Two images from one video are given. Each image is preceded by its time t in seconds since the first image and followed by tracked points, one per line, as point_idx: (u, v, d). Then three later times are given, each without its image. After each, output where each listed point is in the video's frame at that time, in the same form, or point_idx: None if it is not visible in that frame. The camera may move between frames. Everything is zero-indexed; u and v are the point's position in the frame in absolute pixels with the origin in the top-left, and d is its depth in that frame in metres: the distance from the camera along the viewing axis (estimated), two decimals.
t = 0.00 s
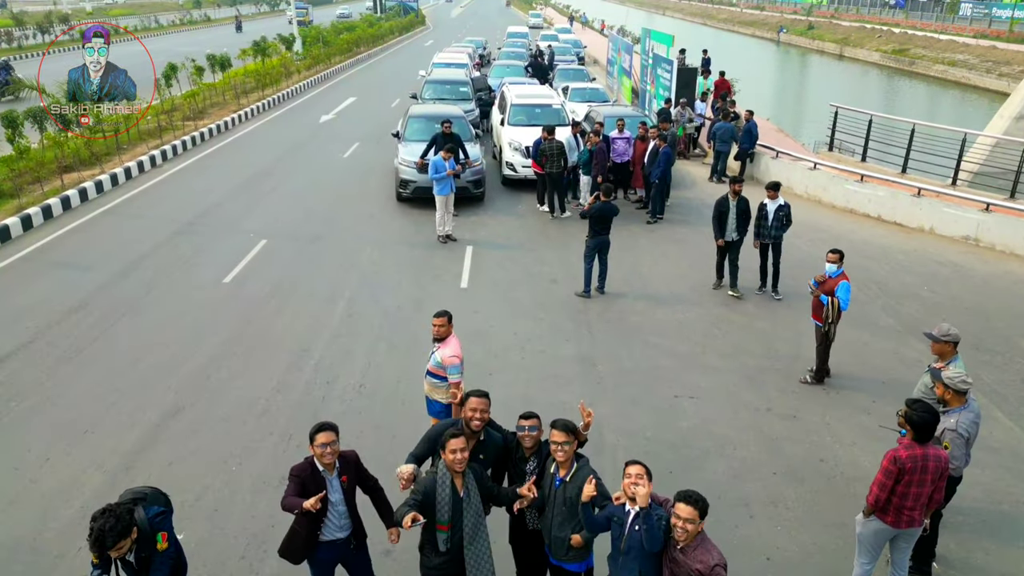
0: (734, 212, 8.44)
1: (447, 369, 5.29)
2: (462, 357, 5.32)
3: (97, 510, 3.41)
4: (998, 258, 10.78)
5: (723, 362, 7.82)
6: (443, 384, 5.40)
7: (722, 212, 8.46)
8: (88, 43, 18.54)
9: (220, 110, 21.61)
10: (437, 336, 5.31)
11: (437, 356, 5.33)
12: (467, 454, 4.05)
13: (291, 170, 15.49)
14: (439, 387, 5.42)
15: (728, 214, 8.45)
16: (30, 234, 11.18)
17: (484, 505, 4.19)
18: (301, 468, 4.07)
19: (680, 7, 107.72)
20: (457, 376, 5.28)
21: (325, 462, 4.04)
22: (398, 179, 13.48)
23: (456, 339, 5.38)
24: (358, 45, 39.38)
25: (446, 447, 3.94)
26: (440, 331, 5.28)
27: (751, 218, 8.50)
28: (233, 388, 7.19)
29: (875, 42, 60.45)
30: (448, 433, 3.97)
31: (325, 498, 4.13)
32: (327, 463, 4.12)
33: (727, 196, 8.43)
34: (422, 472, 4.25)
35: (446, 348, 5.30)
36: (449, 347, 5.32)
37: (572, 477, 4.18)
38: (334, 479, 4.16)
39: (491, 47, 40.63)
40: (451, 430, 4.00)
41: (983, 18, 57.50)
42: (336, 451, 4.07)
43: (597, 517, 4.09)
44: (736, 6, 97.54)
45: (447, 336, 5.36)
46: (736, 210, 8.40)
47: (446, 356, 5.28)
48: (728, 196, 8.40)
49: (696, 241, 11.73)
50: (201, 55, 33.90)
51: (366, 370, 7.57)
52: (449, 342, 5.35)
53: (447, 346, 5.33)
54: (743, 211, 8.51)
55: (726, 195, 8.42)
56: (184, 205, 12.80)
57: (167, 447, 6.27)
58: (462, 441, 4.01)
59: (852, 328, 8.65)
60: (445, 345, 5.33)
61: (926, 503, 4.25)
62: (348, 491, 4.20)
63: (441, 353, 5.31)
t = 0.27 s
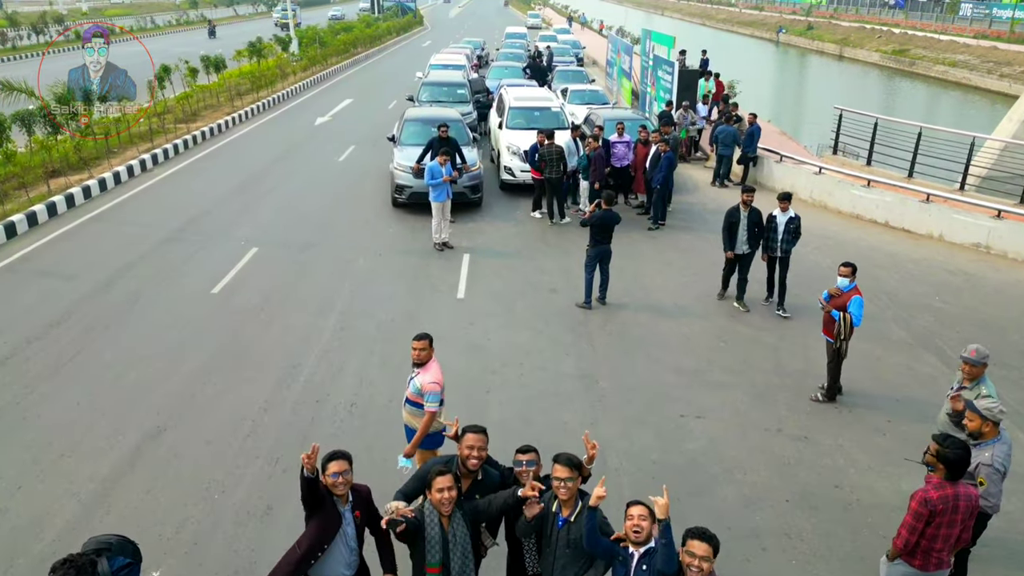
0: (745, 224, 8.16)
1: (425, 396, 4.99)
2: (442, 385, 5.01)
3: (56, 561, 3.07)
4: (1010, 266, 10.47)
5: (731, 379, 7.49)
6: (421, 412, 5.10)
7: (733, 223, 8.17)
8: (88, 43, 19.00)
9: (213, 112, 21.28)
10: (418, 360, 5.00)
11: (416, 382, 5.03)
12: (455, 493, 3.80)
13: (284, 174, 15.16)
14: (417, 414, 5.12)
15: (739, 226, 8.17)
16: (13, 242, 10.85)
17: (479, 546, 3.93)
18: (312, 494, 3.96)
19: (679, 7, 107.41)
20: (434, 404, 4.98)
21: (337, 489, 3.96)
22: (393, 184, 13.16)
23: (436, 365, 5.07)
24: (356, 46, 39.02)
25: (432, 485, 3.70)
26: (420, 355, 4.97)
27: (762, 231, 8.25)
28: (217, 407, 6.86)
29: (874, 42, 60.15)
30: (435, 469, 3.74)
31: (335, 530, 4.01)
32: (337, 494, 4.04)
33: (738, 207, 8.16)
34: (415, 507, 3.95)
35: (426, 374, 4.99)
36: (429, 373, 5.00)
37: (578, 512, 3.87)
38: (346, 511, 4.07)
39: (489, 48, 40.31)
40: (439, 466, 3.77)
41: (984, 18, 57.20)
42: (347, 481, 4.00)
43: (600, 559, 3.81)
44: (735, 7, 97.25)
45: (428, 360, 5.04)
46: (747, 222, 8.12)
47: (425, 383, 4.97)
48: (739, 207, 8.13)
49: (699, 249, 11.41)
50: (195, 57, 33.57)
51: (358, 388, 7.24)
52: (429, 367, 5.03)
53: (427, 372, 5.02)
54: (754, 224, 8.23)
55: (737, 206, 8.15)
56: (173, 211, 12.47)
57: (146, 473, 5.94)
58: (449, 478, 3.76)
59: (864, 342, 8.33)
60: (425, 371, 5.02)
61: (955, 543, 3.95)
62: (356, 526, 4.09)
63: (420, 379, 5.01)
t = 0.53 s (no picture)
0: (754, 235, 7.91)
1: (407, 424, 4.71)
2: (426, 411, 4.73)
3: None
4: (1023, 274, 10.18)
5: (738, 395, 7.19)
6: (404, 440, 4.82)
7: (742, 233, 7.93)
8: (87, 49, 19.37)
9: (207, 114, 20.97)
10: (398, 386, 4.71)
11: (398, 410, 4.75)
12: (444, 543, 3.52)
13: (277, 178, 14.86)
14: (400, 443, 4.84)
15: (749, 237, 7.93)
16: None
17: None
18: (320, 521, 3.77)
19: (678, 7, 107.12)
20: (417, 432, 4.70)
21: (344, 520, 3.79)
22: (388, 189, 12.85)
23: (418, 390, 4.79)
24: (352, 46, 38.68)
25: (420, 534, 3.43)
26: (400, 381, 4.69)
27: (772, 242, 7.98)
28: (201, 426, 6.55)
29: (874, 42, 59.89)
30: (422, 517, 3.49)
31: (340, 566, 3.80)
32: (344, 526, 3.86)
33: (747, 218, 7.94)
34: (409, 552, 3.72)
35: (408, 400, 4.71)
36: (411, 400, 4.72)
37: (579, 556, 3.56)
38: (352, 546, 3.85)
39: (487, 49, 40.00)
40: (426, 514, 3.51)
41: (984, 19, 56.96)
42: (354, 513, 3.83)
43: None
44: (734, 6, 96.97)
45: (409, 386, 4.76)
46: (757, 233, 7.88)
47: (408, 410, 4.70)
48: (749, 218, 7.92)
49: (702, 256, 11.11)
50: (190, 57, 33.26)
51: (349, 405, 6.93)
52: (411, 393, 4.75)
53: (408, 398, 4.73)
54: (763, 236, 7.97)
55: (747, 216, 7.94)
56: (163, 217, 12.16)
57: (125, 499, 5.63)
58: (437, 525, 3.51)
59: (875, 355, 8.03)
60: (406, 397, 4.74)
61: None
62: (362, 564, 3.85)
63: (402, 407, 4.72)
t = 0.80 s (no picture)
0: (760, 248, 7.66)
1: (388, 453, 4.42)
2: (406, 438, 4.43)
3: None
4: None
5: (746, 412, 6.91)
6: (384, 471, 4.51)
7: (748, 246, 7.69)
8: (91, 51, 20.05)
9: (200, 116, 20.66)
10: (375, 413, 4.41)
11: (376, 439, 4.44)
12: None
13: (271, 182, 14.57)
14: (380, 474, 4.52)
15: (755, 250, 7.69)
16: None
17: None
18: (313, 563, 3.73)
19: (676, 7, 106.87)
20: (400, 461, 4.42)
21: (338, 563, 3.63)
22: (384, 194, 12.56)
23: (396, 416, 4.49)
24: (349, 47, 38.40)
25: None
26: (377, 408, 4.38)
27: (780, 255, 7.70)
28: (185, 447, 6.26)
29: (874, 42, 59.63)
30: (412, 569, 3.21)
31: None
32: (342, 573, 3.70)
33: (753, 230, 7.73)
34: None
35: (387, 428, 4.40)
36: (389, 427, 4.42)
37: None
38: None
39: (485, 49, 39.69)
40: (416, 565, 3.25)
41: (985, 19, 56.75)
42: (350, 558, 3.68)
43: None
44: (733, 6, 96.71)
45: (385, 413, 4.46)
46: (763, 245, 7.63)
47: (388, 438, 4.39)
48: (755, 230, 7.70)
49: (706, 263, 10.82)
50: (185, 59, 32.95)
51: (341, 424, 6.64)
52: (388, 421, 4.44)
53: (387, 426, 4.43)
54: (771, 249, 7.71)
55: (753, 228, 7.73)
56: (152, 223, 11.87)
57: (102, 528, 5.33)
58: None
59: (888, 369, 7.74)
60: (385, 425, 4.43)
61: None
62: None
63: (381, 435, 4.42)
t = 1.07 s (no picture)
0: (765, 264, 7.09)
1: (362, 484, 4.07)
2: (380, 466, 4.09)
3: None
4: None
5: (757, 431, 6.60)
6: (357, 503, 4.18)
7: (751, 262, 7.13)
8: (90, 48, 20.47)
9: (195, 118, 20.38)
10: (345, 442, 4.08)
11: (348, 469, 4.10)
12: None
13: (265, 187, 14.28)
14: (353, 507, 4.18)
15: (758, 265, 7.13)
16: None
17: None
18: None
19: (675, 7, 106.59)
20: (374, 492, 4.07)
21: None
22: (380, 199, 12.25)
23: (368, 444, 4.16)
24: (347, 48, 38.09)
25: None
26: (348, 435, 4.05)
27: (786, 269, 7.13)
28: (168, 471, 5.95)
29: (874, 43, 59.32)
30: None
31: None
32: None
33: (756, 243, 7.13)
34: None
35: (359, 457, 4.07)
36: (362, 456, 4.09)
37: None
38: None
39: (483, 50, 39.38)
40: None
41: (986, 19, 56.48)
42: None
43: None
44: (732, 7, 96.42)
45: (357, 440, 4.14)
46: (767, 260, 7.05)
47: (360, 468, 4.05)
48: (758, 244, 7.09)
49: (711, 270, 10.53)
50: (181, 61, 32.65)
51: (332, 445, 6.33)
52: (359, 449, 4.11)
53: (359, 454, 4.10)
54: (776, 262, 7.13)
55: (755, 241, 7.13)
56: (142, 230, 11.57)
57: (78, 560, 5.03)
58: None
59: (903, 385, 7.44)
60: (356, 455, 4.10)
61: None
62: None
63: (352, 466, 4.08)
